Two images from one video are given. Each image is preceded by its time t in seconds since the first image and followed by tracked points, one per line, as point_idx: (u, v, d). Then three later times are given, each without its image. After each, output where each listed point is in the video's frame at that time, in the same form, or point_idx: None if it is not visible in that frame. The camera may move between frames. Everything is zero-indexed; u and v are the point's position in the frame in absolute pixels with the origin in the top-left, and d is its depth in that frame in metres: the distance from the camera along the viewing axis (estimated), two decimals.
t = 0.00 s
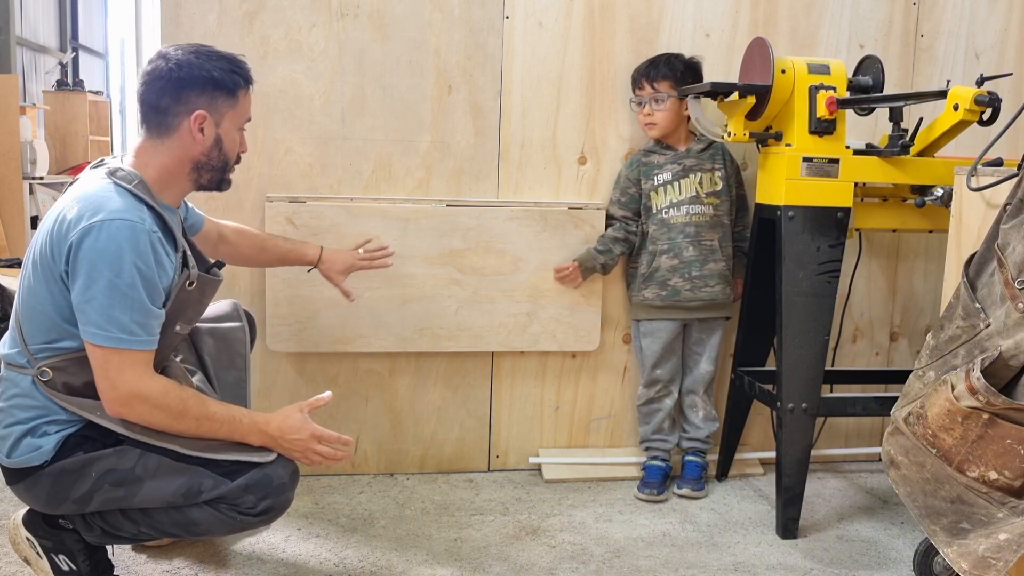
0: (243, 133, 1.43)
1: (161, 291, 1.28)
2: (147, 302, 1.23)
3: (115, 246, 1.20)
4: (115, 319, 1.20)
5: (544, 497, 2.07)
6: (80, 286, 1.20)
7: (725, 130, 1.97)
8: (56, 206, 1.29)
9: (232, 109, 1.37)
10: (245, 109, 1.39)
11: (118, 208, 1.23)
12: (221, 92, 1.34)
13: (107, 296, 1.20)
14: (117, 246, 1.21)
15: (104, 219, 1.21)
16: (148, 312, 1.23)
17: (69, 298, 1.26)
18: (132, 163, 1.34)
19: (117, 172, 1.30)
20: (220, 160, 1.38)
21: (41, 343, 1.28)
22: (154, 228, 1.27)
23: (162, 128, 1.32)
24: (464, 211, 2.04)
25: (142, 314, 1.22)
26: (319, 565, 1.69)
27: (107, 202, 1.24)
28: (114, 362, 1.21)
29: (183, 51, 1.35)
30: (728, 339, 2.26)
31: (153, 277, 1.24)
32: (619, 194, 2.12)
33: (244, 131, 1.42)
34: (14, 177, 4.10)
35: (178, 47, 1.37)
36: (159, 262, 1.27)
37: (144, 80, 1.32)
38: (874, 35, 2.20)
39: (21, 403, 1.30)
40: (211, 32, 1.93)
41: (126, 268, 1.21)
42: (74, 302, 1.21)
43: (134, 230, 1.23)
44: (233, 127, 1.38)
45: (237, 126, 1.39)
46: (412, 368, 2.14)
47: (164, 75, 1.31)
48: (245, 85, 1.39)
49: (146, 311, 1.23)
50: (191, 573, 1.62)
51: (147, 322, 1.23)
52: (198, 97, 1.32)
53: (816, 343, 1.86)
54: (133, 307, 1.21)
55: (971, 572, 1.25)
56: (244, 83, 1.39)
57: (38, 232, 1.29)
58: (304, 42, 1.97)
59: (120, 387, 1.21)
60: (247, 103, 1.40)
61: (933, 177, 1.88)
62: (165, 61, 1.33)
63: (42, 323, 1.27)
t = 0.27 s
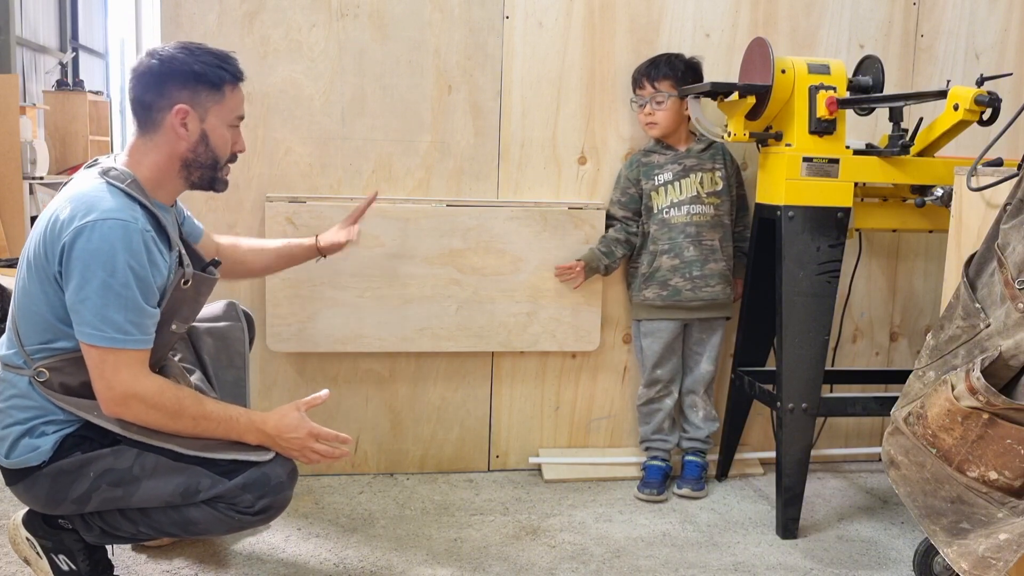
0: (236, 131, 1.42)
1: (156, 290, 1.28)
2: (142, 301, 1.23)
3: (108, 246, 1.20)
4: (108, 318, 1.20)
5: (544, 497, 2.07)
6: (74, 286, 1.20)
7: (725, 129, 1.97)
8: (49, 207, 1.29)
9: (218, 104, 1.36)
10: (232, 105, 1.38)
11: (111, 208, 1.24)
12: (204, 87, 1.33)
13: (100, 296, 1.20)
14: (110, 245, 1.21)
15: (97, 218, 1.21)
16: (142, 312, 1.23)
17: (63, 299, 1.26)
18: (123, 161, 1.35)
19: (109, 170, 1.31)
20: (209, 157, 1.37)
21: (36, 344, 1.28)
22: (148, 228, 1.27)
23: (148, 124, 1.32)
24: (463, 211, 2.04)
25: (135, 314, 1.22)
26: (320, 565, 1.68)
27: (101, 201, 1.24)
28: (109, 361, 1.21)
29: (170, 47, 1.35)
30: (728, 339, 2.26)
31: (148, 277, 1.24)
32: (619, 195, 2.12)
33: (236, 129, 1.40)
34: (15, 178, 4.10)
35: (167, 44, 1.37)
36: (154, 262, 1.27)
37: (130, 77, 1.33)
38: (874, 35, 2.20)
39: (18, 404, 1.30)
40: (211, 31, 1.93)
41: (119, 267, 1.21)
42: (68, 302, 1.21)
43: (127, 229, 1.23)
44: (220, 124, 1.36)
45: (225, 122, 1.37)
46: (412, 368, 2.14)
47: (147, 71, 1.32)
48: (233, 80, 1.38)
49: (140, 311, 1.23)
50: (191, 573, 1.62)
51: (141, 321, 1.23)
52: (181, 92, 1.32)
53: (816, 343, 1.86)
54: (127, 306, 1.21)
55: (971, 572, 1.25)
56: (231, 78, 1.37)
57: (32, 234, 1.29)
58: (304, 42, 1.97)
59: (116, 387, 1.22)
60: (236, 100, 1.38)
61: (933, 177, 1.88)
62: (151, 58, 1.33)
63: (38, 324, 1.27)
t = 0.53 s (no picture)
0: (206, 115, 1.35)
1: (149, 286, 1.28)
2: (135, 295, 1.23)
3: (101, 240, 1.21)
4: (103, 313, 1.20)
5: (544, 497, 2.07)
6: (66, 280, 1.20)
7: (726, 130, 1.96)
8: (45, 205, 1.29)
9: (169, 89, 1.32)
10: (185, 87, 1.32)
11: (104, 203, 1.24)
12: (151, 74, 1.31)
13: (93, 289, 1.20)
14: (103, 239, 1.21)
15: (90, 213, 1.22)
16: (134, 305, 1.23)
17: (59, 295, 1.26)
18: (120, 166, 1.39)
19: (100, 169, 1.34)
20: (172, 145, 1.33)
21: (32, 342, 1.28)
22: (142, 222, 1.27)
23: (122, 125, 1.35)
24: (463, 211, 2.04)
25: (130, 307, 1.23)
26: (319, 565, 1.69)
27: (95, 196, 1.24)
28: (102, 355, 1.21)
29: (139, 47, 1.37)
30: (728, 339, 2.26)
31: (141, 271, 1.25)
32: (619, 195, 2.12)
33: (200, 114, 1.34)
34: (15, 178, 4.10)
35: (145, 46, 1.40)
36: (147, 256, 1.28)
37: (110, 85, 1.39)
38: (874, 35, 2.20)
39: (15, 402, 1.30)
40: (211, 31, 1.93)
41: (112, 260, 1.21)
42: (62, 297, 1.21)
43: (120, 223, 1.23)
44: (175, 108, 1.32)
45: (180, 106, 1.32)
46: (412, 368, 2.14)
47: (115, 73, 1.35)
48: (186, 63, 1.33)
49: (133, 304, 1.23)
50: (191, 573, 1.62)
51: (134, 315, 1.23)
52: (135, 85, 1.32)
53: (816, 343, 1.86)
54: (120, 300, 1.22)
55: (971, 572, 1.26)
56: (183, 61, 1.33)
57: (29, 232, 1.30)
58: (304, 42, 1.97)
59: (114, 379, 1.22)
60: (190, 80, 1.32)
61: (933, 177, 1.88)
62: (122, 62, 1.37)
63: (34, 321, 1.27)
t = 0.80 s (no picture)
0: (178, 105, 1.35)
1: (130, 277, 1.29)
2: (112, 283, 1.24)
3: (76, 230, 1.22)
4: (80, 301, 1.21)
5: (543, 497, 2.07)
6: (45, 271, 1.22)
7: (726, 130, 1.96)
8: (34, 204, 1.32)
9: (143, 82, 1.34)
10: (156, 78, 1.34)
11: (82, 194, 1.26)
12: (127, 70, 1.35)
13: (70, 278, 1.21)
14: (79, 229, 1.22)
15: (67, 204, 1.23)
16: (111, 293, 1.24)
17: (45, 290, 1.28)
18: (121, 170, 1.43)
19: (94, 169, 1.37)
20: (148, 137, 1.34)
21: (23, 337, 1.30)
22: (120, 213, 1.28)
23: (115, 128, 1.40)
24: (463, 211, 2.04)
25: (110, 294, 1.24)
26: (319, 565, 1.68)
27: (74, 190, 1.26)
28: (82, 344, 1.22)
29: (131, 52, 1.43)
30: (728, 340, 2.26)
31: (118, 260, 1.26)
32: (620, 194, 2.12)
33: (173, 104, 1.35)
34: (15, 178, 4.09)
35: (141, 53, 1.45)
36: (127, 247, 1.29)
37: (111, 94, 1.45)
38: (874, 35, 2.20)
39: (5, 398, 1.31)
40: (210, 32, 1.93)
41: (89, 250, 1.22)
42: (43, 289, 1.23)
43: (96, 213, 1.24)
44: (148, 102, 1.34)
45: (153, 98, 1.34)
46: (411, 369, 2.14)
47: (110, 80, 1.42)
48: (158, 55, 1.35)
49: (109, 292, 1.24)
50: (191, 573, 1.62)
51: (111, 303, 1.24)
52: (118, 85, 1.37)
53: (815, 343, 1.86)
54: (100, 288, 1.23)
55: (972, 572, 1.26)
56: (155, 54, 1.35)
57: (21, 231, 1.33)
58: (304, 42, 1.97)
59: (101, 370, 1.24)
60: (161, 71, 1.34)
61: (933, 177, 1.88)
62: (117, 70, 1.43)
63: (24, 317, 1.30)
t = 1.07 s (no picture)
0: (178, 110, 1.35)
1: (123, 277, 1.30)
2: (101, 281, 1.25)
3: (68, 227, 1.23)
4: (69, 298, 1.22)
5: (543, 497, 2.07)
6: (37, 268, 1.23)
7: (726, 130, 1.96)
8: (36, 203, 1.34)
9: (145, 87, 1.35)
10: (157, 83, 1.34)
11: (77, 193, 1.27)
12: (132, 74, 1.36)
13: (61, 275, 1.22)
14: (71, 226, 1.23)
15: (60, 201, 1.24)
16: (101, 291, 1.24)
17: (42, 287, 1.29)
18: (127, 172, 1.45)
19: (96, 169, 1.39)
20: (146, 141, 1.34)
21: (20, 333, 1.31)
22: (114, 211, 1.29)
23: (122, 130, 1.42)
24: (463, 211, 2.04)
25: (99, 293, 1.24)
26: (319, 565, 1.68)
27: (70, 188, 1.28)
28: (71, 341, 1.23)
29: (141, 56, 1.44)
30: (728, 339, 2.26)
31: (108, 258, 1.26)
32: (620, 194, 2.12)
33: (172, 109, 1.35)
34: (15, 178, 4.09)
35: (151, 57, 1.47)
36: (119, 246, 1.29)
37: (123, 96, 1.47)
38: (874, 35, 2.20)
39: None
40: (210, 32, 1.93)
41: (79, 247, 1.23)
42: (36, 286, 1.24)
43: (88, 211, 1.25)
44: (149, 105, 1.34)
45: (153, 102, 1.34)
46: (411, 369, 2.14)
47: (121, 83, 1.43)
48: (161, 60, 1.35)
49: (99, 290, 1.24)
50: (190, 573, 1.62)
51: (101, 302, 1.24)
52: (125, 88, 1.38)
53: (814, 344, 1.86)
54: (88, 286, 1.23)
55: (972, 572, 1.26)
56: (158, 58, 1.35)
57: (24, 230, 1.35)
58: (304, 42, 1.97)
59: (81, 368, 1.24)
60: (163, 75, 1.34)
61: (933, 177, 1.88)
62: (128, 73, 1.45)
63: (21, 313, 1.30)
